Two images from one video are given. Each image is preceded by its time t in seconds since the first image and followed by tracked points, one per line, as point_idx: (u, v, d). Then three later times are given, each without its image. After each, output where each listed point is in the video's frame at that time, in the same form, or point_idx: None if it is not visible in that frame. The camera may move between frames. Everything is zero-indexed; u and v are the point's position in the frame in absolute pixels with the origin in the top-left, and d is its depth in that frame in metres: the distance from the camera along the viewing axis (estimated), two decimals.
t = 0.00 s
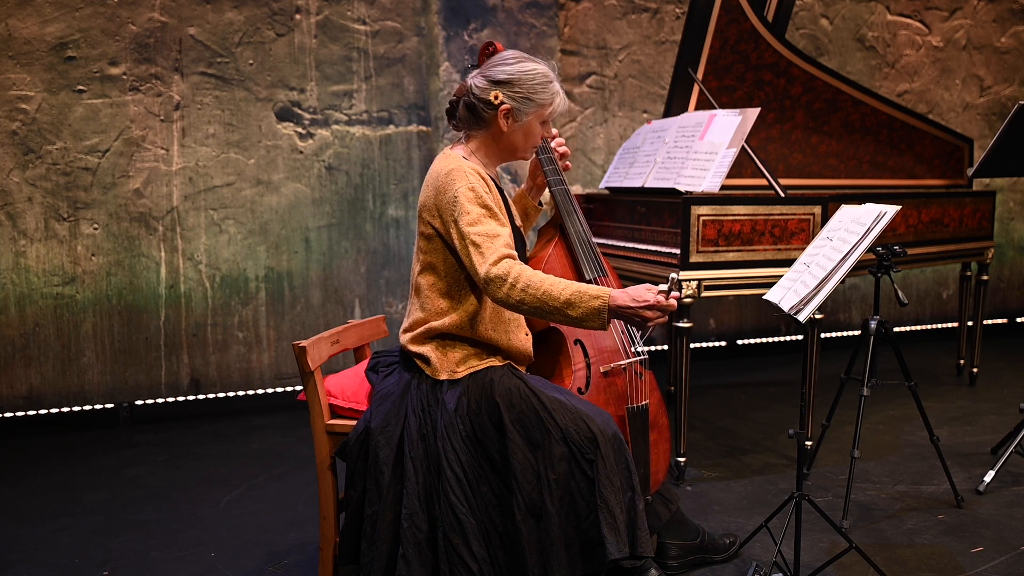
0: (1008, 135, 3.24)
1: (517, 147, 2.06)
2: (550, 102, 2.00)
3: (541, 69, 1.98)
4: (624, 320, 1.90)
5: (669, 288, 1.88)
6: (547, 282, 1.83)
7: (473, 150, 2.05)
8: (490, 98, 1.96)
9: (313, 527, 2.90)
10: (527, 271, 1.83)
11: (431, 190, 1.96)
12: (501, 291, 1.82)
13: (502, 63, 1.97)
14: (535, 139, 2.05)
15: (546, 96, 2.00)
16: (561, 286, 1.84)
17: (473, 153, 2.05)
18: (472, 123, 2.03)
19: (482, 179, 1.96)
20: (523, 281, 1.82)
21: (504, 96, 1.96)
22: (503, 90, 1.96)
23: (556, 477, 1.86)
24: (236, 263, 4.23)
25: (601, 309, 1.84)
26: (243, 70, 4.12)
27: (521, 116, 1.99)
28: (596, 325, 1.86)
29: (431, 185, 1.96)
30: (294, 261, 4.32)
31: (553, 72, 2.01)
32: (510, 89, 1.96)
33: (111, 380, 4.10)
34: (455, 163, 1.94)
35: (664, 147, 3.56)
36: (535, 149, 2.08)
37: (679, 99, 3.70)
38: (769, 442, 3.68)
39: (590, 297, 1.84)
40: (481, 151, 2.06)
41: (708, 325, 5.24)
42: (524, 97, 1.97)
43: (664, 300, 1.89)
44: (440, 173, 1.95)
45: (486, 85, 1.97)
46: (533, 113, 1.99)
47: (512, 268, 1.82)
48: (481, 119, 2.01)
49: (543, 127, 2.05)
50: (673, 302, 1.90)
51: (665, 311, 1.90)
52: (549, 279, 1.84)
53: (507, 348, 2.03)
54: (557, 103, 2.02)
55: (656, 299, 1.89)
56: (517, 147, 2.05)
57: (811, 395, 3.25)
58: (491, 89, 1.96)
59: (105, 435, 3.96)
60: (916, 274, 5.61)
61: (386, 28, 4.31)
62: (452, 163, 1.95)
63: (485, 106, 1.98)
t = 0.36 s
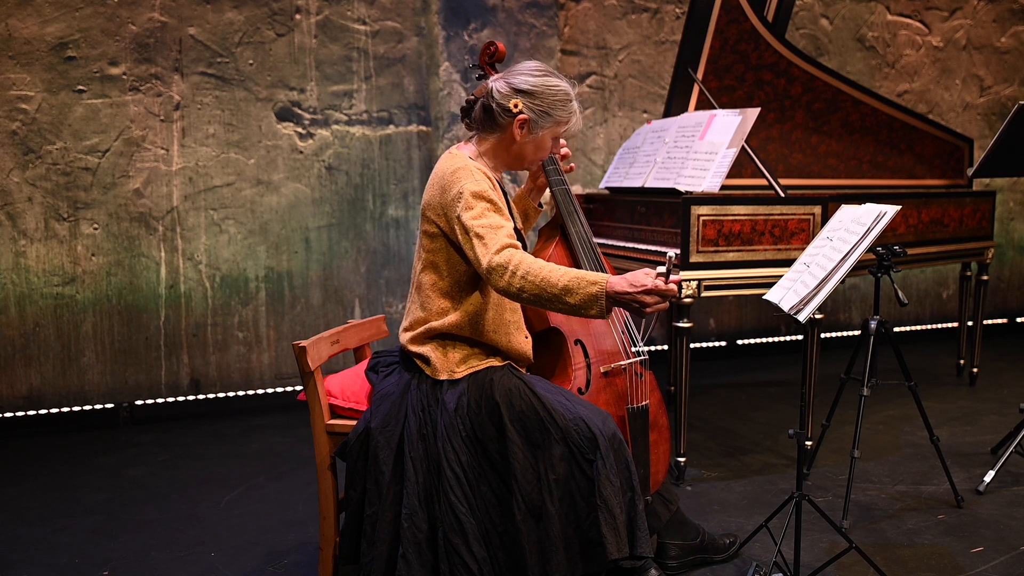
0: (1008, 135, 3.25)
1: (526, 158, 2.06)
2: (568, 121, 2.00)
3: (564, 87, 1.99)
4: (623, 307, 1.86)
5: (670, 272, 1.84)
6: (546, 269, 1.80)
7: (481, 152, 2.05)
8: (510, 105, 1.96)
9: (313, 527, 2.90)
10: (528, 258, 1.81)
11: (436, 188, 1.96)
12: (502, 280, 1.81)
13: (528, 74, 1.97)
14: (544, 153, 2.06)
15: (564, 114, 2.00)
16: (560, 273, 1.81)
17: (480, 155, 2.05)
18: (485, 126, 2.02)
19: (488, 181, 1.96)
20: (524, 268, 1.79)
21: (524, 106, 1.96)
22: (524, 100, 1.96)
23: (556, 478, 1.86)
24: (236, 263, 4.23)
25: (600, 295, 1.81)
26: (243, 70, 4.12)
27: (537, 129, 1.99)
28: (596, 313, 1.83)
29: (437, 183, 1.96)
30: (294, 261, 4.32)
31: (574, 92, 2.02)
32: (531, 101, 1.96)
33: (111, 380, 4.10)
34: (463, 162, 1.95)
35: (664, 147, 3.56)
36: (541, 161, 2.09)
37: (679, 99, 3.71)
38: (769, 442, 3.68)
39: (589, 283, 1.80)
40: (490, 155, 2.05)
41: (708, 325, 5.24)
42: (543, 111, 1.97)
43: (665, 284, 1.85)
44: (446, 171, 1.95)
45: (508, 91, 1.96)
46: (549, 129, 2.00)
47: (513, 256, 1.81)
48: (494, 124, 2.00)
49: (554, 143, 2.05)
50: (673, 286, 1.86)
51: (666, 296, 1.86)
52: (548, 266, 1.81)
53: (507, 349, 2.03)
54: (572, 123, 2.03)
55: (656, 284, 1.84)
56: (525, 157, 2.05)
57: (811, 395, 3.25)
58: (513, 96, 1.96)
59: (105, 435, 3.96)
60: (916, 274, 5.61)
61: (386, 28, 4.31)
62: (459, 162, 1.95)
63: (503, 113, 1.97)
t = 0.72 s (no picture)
0: (1008, 135, 3.24)
1: (528, 151, 2.04)
2: (562, 107, 1.99)
3: (552, 72, 1.97)
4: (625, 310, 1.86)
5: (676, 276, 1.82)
6: (551, 270, 1.80)
7: (481, 151, 2.04)
8: (500, 101, 1.96)
9: (313, 527, 2.90)
10: (533, 259, 1.81)
11: (438, 189, 1.96)
12: (506, 280, 1.81)
13: (515, 65, 1.97)
14: (545, 142, 2.04)
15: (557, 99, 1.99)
16: (565, 275, 1.80)
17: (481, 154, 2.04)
18: (481, 126, 2.03)
19: (490, 179, 1.95)
20: (528, 269, 1.79)
21: (514, 99, 1.96)
22: (513, 93, 1.96)
23: (556, 478, 1.86)
24: (236, 263, 4.23)
25: (605, 297, 1.80)
26: (243, 70, 4.12)
27: (531, 119, 1.98)
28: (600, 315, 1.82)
29: (437, 185, 1.96)
30: (294, 261, 4.32)
31: (564, 76, 2.01)
32: (521, 92, 1.96)
33: (111, 380, 4.10)
34: (464, 163, 1.95)
35: (664, 147, 3.56)
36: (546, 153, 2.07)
37: (679, 99, 3.70)
38: (769, 442, 3.68)
39: (594, 285, 1.80)
40: (490, 153, 2.05)
41: (708, 325, 5.24)
42: (534, 100, 1.96)
43: (670, 289, 1.83)
44: (447, 172, 1.95)
45: (497, 88, 1.97)
46: (543, 117, 1.99)
47: (517, 256, 1.81)
48: (490, 123, 2.00)
49: (554, 132, 2.04)
50: (679, 291, 1.82)
51: (672, 301, 1.84)
52: (553, 268, 1.81)
53: (508, 349, 2.03)
54: (568, 107, 2.01)
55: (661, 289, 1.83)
56: (528, 152, 2.04)
57: (811, 395, 3.25)
58: (502, 92, 1.96)
59: (105, 435, 3.96)
60: (916, 274, 5.61)
61: (386, 28, 4.31)
62: (461, 163, 1.95)
63: (496, 110, 1.98)
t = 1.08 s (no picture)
0: (1008, 135, 3.24)
1: (503, 129, 2.05)
2: (516, 74, 1.99)
3: (497, 47, 2.00)
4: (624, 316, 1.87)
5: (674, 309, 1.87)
6: (549, 292, 1.83)
7: (467, 145, 2.07)
8: (458, 90, 2.00)
9: (313, 527, 2.90)
10: (531, 279, 1.83)
11: (432, 194, 1.96)
12: (503, 298, 1.83)
13: (463, 51, 2.01)
14: (516, 115, 2.04)
15: (510, 69, 2.00)
16: (563, 298, 1.83)
17: (468, 148, 2.07)
18: (456, 121, 2.07)
19: (483, 176, 1.95)
20: (526, 289, 1.82)
21: (469, 84, 1.99)
22: (466, 79, 2.00)
23: (555, 478, 1.86)
24: (236, 263, 4.23)
25: (603, 324, 1.84)
26: (243, 70, 4.12)
27: (490, 96, 2.00)
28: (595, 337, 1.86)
29: (429, 188, 1.97)
30: (294, 261, 4.32)
31: (513, 47, 2.02)
32: (473, 75, 1.99)
33: (111, 380, 4.10)
34: (454, 162, 1.95)
35: (664, 147, 3.56)
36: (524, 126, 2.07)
37: (678, 99, 3.70)
38: (769, 442, 3.68)
39: (592, 311, 1.83)
40: (474, 146, 2.08)
41: (708, 325, 5.24)
42: (486, 76, 1.98)
43: (666, 322, 1.86)
44: (437, 175, 1.95)
45: (452, 81, 2.02)
46: (502, 89, 2.00)
47: (515, 275, 1.82)
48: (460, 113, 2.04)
49: (520, 102, 2.04)
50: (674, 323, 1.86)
51: (667, 330, 1.88)
52: (551, 290, 1.84)
53: (508, 347, 2.03)
54: (525, 73, 2.01)
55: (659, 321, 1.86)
56: (504, 129, 2.05)
57: (811, 395, 3.25)
58: (456, 82, 2.01)
59: (105, 435, 3.96)
60: (916, 274, 5.61)
61: (386, 28, 4.31)
62: (451, 163, 1.95)
63: (457, 100, 2.02)
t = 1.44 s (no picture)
0: (1008, 135, 3.25)
1: (485, 127, 2.05)
2: (489, 71, 1.99)
3: (471, 47, 2.01)
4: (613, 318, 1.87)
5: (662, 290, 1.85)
6: (536, 277, 1.82)
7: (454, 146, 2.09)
8: (436, 94, 2.02)
9: (313, 527, 2.90)
10: (519, 266, 1.83)
11: (423, 196, 1.97)
12: (492, 286, 1.82)
13: (439, 54, 2.03)
14: (495, 112, 2.04)
15: (484, 67, 2.00)
16: (550, 282, 1.83)
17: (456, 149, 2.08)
18: (441, 124, 2.09)
19: (472, 174, 1.96)
20: (514, 276, 1.81)
21: (446, 86, 2.01)
22: (442, 82, 2.01)
23: (554, 479, 1.87)
24: (236, 263, 4.23)
25: (590, 306, 1.83)
26: (243, 70, 4.12)
27: (466, 96, 2.00)
28: (585, 322, 1.85)
29: (419, 189, 1.98)
30: (294, 261, 4.32)
31: (487, 45, 2.03)
32: (448, 77, 2.00)
33: (111, 380, 4.10)
34: (443, 162, 1.96)
35: (664, 147, 3.56)
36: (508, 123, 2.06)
37: (678, 99, 3.71)
38: (769, 442, 3.68)
39: (579, 294, 1.83)
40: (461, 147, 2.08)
41: (708, 325, 5.24)
42: (461, 77, 1.99)
43: (654, 300, 1.84)
44: (426, 178, 1.96)
45: (431, 85, 2.04)
46: (477, 88, 2.00)
47: (503, 262, 1.82)
48: (443, 115, 2.06)
49: (500, 99, 2.03)
50: (664, 301, 1.84)
51: (657, 311, 1.86)
52: (539, 275, 1.83)
53: (506, 346, 2.03)
54: (499, 70, 2.01)
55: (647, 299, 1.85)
56: (486, 128, 2.05)
57: (811, 395, 3.25)
58: (434, 86, 2.03)
59: (105, 435, 3.96)
60: (916, 274, 5.61)
61: (386, 28, 4.31)
62: (440, 165, 1.95)
63: (437, 104, 2.04)
